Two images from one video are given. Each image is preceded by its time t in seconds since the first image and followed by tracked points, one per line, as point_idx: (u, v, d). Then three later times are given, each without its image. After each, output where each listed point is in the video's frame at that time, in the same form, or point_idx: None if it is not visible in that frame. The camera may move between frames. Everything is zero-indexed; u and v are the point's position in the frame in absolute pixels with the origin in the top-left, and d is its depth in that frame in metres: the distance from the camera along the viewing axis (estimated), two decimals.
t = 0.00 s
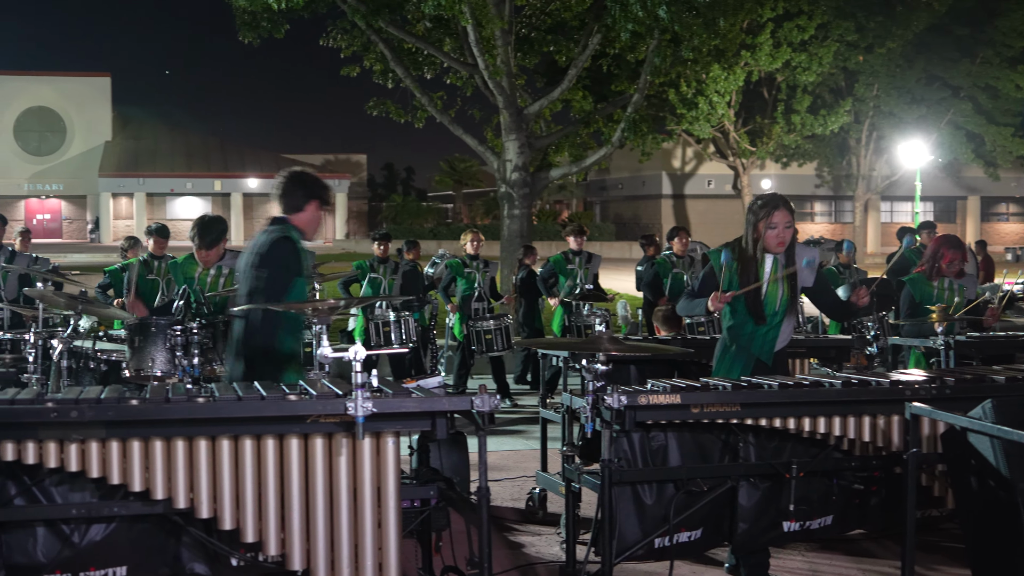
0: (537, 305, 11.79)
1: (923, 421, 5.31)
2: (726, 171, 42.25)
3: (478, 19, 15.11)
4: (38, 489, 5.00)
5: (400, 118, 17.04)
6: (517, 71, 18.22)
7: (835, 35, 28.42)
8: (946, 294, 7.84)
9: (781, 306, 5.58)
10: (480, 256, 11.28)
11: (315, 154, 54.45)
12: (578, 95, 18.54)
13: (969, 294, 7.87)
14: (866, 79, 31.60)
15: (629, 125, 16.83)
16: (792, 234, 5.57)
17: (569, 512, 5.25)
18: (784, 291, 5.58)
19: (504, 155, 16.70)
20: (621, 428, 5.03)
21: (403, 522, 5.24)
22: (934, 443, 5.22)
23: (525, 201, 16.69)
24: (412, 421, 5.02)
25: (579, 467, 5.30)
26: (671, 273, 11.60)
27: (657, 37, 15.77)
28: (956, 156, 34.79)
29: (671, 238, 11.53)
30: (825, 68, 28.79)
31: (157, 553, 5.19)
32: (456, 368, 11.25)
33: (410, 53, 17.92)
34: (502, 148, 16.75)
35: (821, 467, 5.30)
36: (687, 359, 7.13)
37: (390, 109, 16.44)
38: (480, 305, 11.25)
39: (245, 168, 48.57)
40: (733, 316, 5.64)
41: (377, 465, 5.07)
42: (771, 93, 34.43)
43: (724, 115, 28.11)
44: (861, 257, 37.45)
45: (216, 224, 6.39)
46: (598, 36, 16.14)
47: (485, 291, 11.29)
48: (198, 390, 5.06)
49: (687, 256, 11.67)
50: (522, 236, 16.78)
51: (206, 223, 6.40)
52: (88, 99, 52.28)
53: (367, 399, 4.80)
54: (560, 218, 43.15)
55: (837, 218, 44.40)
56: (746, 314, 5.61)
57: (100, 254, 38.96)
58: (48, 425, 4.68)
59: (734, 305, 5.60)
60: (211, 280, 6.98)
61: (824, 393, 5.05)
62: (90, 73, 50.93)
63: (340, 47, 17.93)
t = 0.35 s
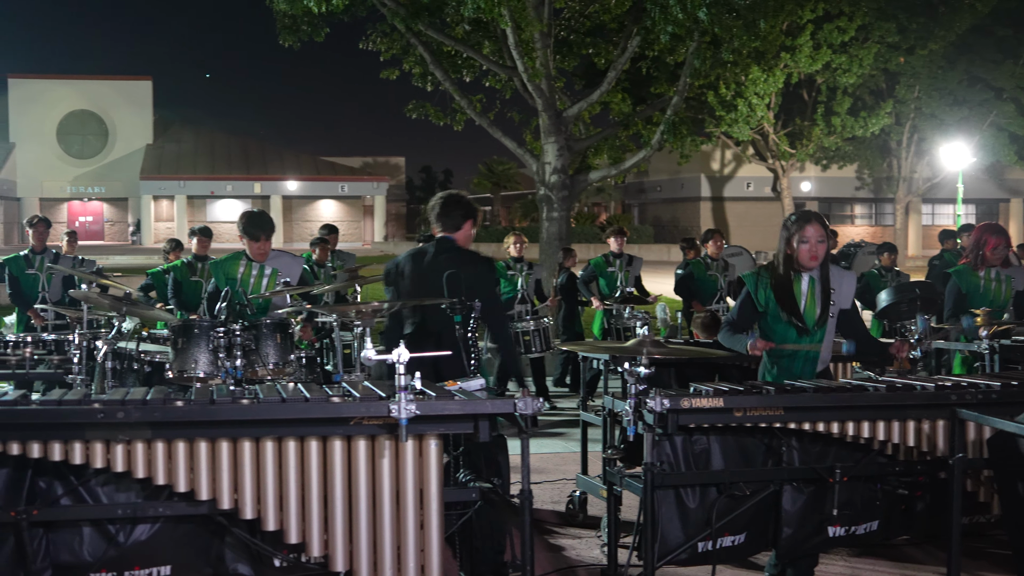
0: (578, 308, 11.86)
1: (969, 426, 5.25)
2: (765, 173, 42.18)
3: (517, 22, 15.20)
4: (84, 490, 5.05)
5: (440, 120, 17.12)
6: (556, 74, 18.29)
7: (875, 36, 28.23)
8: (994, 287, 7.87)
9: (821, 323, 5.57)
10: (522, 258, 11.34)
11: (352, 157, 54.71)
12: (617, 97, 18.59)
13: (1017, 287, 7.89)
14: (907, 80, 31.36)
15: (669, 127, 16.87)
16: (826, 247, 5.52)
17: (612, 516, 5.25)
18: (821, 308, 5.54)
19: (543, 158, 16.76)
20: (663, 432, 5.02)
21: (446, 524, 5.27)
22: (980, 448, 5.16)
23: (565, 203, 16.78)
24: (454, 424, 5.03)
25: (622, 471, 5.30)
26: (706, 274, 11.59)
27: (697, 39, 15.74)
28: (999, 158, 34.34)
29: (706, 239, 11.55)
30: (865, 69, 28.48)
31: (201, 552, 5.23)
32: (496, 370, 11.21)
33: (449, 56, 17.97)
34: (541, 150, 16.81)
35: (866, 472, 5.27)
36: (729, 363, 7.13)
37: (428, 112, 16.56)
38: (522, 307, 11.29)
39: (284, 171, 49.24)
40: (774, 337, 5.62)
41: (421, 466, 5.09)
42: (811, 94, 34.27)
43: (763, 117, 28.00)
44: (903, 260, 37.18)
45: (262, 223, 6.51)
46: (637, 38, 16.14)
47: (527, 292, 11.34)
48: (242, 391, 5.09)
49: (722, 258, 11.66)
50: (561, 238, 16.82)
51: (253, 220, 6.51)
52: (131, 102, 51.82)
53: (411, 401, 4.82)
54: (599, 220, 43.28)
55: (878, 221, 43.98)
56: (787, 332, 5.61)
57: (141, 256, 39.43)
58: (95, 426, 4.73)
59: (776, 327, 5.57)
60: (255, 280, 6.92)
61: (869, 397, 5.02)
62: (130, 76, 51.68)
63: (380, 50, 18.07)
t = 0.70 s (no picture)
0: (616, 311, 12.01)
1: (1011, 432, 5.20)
2: (801, 175, 42.22)
3: (553, 24, 15.30)
4: (125, 490, 5.11)
5: (476, 122, 17.18)
6: (592, 77, 18.34)
7: (913, 37, 28.06)
8: None
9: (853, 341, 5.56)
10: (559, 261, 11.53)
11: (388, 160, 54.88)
12: (654, 99, 18.66)
13: None
14: (946, 82, 31.15)
15: (706, 130, 16.88)
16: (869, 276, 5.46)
17: (649, 519, 5.24)
18: (857, 327, 5.54)
19: (579, 161, 16.75)
20: (702, 437, 4.99)
21: (484, 525, 5.31)
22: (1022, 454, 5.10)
23: (600, 206, 16.72)
24: (493, 427, 5.03)
25: (659, 475, 5.30)
26: (744, 278, 11.57)
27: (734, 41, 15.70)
28: None
29: (742, 243, 11.51)
30: (902, 70, 28.26)
31: (242, 553, 5.28)
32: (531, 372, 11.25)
33: (486, 59, 18.04)
34: (577, 153, 16.84)
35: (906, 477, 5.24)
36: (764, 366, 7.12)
37: (464, 115, 16.63)
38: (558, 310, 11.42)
39: (320, 173, 49.69)
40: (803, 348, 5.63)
41: (459, 468, 5.11)
42: (848, 96, 34.12)
43: (800, 119, 27.92)
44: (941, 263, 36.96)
45: (307, 225, 6.74)
46: (673, 40, 16.15)
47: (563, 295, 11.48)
48: (282, 392, 5.12)
49: (759, 262, 11.64)
50: (597, 241, 16.81)
51: (294, 222, 6.74)
52: (170, 108, 52.29)
53: (450, 403, 4.84)
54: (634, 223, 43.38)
55: (917, 223, 43.64)
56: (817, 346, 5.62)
57: (179, 259, 39.80)
58: (137, 426, 4.78)
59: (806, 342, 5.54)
60: (295, 280, 6.98)
61: (910, 402, 4.98)
62: (166, 78, 52.32)
63: (417, 53, 18.13)
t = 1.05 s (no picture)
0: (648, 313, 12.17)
1: None
2: (833, 177, 42.00)
3: (584, 26, 15.33)
4: (161, 490, 5.15)
5: (506, 125, 17.22)
6: (623, 79, 18.35)
7: (946, 38, 27.82)
8: None
9: (894, 321, 5.52)
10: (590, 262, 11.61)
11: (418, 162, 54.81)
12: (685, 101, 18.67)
13: None
14: (978, 83, 30.88)
15: (737, 132, 16.85)
16: (906, 249, 5.53)
17: (682, 521, 5.24)
18: (899, 307, 5.52)
19: (609, 163, 16.75)
20: (736, 439, 4.99)
21: (516, 528, 5.32)
22: None
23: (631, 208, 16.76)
24: (527, 428, 5.04)
25: (692, 477, 5.30)
26: (779, 283, 11.55)
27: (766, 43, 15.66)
28: None
29: (777, 246, 11.53)
30: (936, 72, 27.99)
31: (276, 554, 5.32)
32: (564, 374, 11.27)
33: (516, 61, 18.11)
34: (607, 155, 16.85)
35: (940, 481, 5.21)
36: (796, 369, 7.16)
37: (494, 116, 16.67)
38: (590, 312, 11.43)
39: (351, 175, 49.91)
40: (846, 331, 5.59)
41: (494, 470, 5.12)
42: (880, 98, 33.86)
43: (831, 121, 27.73)
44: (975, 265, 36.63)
45: (327, 231, 6.67)
46: (704, 42, 16.14)
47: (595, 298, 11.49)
48: (316, 394, 5.16)
49: (794, 264, 11.66)
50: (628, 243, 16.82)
51: (320, 227, 6.67)
52: (200, 110, 52.65)
53: (484, 405, 4.85)
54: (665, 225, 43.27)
55: (950, 225, 43.28)
56: (858, 329, 5.57)
57: (209, 260, 40.11)
58: (173, 426, 4.82)
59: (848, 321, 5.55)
60: (325, 284, 7.03)
61: (944, 405, 4.95)
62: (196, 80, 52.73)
63: (448, 57, 18.23)
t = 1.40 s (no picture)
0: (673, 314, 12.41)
1: None
2: (863, 178, 41.72)
3: (613, 27, 15.38)
4: (191, 488, 5.18)
5: (535, 126, 17.23)
6: (652, 80, 18.35)
7: (978, 37, 27.63)
8: None
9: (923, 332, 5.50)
10: (620, 264, 11.66)
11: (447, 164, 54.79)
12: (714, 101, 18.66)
13: None
14: (1011, 83, 30.59)
15: (767, 132, 16.82)
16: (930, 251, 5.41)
17: (713, 522, 5.22)
18: (926, 316, 5.44)
19: (638, 164, 16.85)
20: (766, 440, 4.96)
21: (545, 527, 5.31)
22: None
23: (660, 209, 16.82)
24: (555, 428, 5.02)
25: (722, 478, 5.28)
26: (803, 282, 11.61)
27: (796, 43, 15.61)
28: None
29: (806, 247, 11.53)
30: (967, 72, 27.68)
31: (304, 553, 5.32)
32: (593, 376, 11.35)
33: (545, 62, 18.18)
34: (637, 156, 16.88)
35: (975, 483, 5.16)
36: (827, 369, 7.17)
37: (523, 117, 16.71)
38: (620, 313, 11.49)
39: (379, 177, 50.14)
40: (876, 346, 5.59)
41: (523, 470, 5.11)
42: (911, 98, 33.61)
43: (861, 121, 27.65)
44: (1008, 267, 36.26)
45: (349, 233, 6.71)
46: (734, 42, 16.11)
47: (625, 299, 11.55)
48: (345, 393, 5.19)
49: (820, 266, 11.64)
50: (656, 245, 16.83)
51: (341, 231, 6.72)
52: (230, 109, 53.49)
53: (513, 404, 4.84)
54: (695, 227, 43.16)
55: (981, 227, 42.89)
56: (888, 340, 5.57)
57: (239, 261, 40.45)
58: (204, 425, 4.85)
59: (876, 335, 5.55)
60: (354, 285, 7.20)
61: (977, 406, 4.89)
62: (225, 84, 53.11)
63: (477, 57, 18.29)
